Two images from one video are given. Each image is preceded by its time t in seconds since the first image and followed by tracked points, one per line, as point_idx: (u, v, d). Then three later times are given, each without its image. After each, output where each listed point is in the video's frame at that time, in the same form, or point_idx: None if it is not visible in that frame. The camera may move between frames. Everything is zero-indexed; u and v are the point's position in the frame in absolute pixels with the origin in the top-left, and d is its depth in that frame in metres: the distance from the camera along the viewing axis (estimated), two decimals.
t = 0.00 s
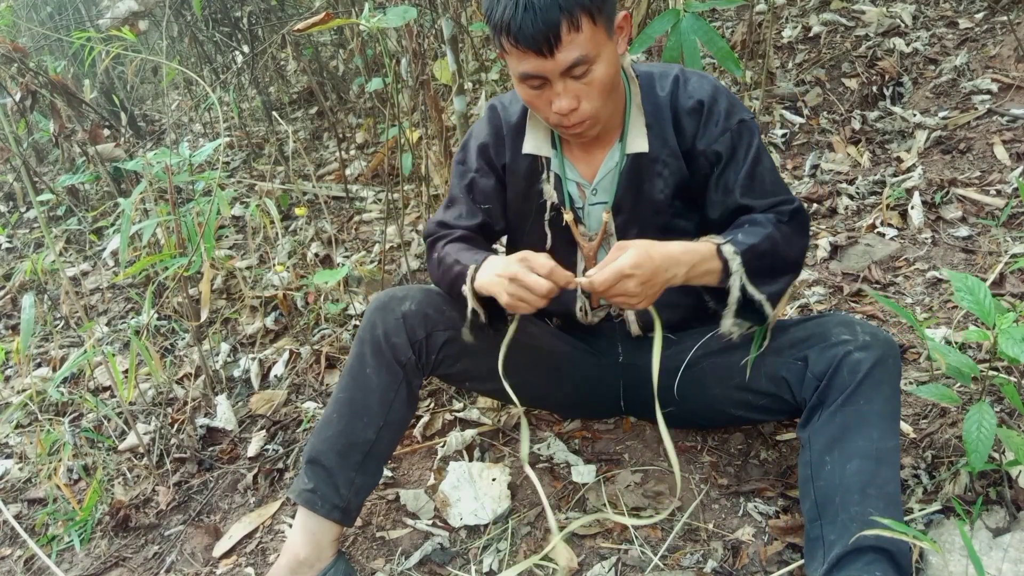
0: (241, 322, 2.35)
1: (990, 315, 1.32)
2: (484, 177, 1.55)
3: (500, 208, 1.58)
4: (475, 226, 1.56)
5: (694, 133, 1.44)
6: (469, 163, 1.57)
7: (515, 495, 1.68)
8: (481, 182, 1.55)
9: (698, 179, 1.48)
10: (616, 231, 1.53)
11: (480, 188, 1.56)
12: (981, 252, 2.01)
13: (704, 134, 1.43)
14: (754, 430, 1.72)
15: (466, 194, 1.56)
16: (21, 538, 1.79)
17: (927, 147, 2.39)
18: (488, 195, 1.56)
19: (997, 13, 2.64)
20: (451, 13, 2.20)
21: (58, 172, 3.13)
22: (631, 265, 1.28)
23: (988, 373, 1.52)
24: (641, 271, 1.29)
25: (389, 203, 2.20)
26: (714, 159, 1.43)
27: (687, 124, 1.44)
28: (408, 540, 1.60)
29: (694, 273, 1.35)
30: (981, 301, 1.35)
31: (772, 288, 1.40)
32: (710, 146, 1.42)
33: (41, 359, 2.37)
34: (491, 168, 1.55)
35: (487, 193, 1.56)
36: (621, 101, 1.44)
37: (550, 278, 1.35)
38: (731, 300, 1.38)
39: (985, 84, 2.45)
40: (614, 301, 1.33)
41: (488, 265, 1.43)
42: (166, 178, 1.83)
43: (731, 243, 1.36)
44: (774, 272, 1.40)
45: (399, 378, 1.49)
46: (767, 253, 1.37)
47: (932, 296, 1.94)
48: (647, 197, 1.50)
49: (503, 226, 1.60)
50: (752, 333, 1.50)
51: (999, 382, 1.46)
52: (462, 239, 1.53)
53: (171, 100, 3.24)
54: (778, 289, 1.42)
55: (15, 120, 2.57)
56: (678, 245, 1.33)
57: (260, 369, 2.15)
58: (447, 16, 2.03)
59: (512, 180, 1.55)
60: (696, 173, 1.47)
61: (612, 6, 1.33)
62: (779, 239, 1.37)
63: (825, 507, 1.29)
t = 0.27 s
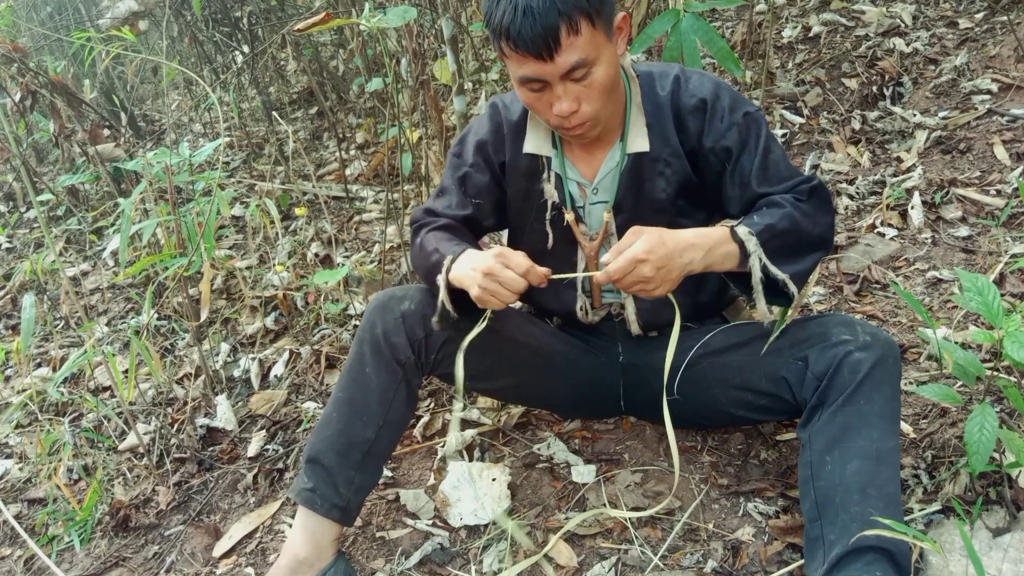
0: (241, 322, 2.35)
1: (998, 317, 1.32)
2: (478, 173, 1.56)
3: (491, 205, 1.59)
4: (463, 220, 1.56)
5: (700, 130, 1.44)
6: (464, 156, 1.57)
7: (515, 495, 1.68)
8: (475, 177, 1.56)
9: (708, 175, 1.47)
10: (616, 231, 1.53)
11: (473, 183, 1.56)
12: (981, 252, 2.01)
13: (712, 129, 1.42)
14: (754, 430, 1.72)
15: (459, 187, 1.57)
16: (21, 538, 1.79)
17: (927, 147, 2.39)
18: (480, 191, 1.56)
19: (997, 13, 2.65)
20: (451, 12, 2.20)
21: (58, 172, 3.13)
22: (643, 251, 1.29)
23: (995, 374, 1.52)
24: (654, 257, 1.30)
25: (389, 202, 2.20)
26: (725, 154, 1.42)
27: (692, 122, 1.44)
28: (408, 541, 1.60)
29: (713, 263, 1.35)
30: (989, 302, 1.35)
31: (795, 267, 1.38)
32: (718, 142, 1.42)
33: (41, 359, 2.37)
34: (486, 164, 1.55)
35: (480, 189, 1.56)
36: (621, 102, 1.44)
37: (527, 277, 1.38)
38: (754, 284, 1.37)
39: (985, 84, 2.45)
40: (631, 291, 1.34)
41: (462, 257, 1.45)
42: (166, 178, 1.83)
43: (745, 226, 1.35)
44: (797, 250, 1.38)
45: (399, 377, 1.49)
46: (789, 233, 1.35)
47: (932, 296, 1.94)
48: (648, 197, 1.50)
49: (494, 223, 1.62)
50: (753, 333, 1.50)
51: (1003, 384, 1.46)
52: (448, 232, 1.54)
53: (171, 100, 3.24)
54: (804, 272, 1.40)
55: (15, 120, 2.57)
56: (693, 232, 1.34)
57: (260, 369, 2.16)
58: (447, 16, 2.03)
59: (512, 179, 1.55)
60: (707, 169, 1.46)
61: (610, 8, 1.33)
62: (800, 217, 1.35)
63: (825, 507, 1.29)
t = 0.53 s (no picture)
0: (241, 322, 2.35)
1: (992, 315, 1.32)
2: (471, 171, 1.55)
3: (483, 203, 1.58)
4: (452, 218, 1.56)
5: (702, 133, 1.44)
6: (459, 155, 1.57)
7: (515, 495, 1.68)
8: (468, 176, 1.55)
9: (709, 177, 1.47)
10: (616, 231, 1.53)
11: (466, 182, 1.56)
12: (981, 252, 2.01)
13: (715, 132, 1.42)
14: (754, 430, 1.72)
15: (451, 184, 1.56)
16: (21, 538, 1.79)
17: (927, 147, 2.39)
18: (473, 189, 1.56)
19: (997, 13, 2.65)
20: (451, 13, 2.20)
21: (57, 172, 3.13)
22: (668, 265, 1.30)
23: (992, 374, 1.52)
24: (679, 271, 1.30)
25: (389, 202, 2.20)
26: (726, 157, 1.42)
27: (693, 125, 1.44)
28: (408, 541, 1.60)
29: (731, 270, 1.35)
30: (984, 301, 1.35)
31: (801, 272, 1.39)
32: (720, 145, 1.42)
33: (41, 358, 2.37)
34: (480, 164, 1.55)
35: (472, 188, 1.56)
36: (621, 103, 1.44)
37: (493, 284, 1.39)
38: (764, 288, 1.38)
39: (985, 84, 2.45)
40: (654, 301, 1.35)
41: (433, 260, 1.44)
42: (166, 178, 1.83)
43: (759, 231, 1.35)
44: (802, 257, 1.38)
45: (399, 377, 1.50)
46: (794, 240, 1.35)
47: (932, 296, 1.94)
48: (648, 198, 1.49)
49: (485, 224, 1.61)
50: (754, 332, 1.50)
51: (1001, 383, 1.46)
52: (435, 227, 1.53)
53: (171, 100, 3.24)
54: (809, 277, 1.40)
55: (15, 120, 2.57)
56: (715, 240, 1.33)
57: (260, 369, 2.15)
58: (447, 16, 2.03)
59: (511, 179, 1.55)
60: (708, 171, 1.46)
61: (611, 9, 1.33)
62: (805, 222, 1.35)
63: (825, 507, 1.29)
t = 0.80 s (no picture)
0: (241, 322, 2.35)
1: (995, 317, 1.32)
2: (460, 167, 1.55)
3: (464, 202, 1.59)
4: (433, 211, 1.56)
5: (706, 133, 1.44)
6: (450, 148, 1.57)
7: (515, 495, 1.68)
8: (456, 171, 1.56)
9: (714, 176, 1.47)
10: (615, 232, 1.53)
11: (453, 176, 1.56)
12: (981, 252, 2.01)
13: (719, 132, 1.42)
14: (754, 430, 1.72)
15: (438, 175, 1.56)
16: (21, 538, 1.79)
17: (927, 147, 2.39)
18: (458, 184, 1.56)
19: (997, 14, 2.65)
20: (451, 13, 2.20)
21: (57, 172, 3.14)
22: (752, 277, 1.29)
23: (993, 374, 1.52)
24: (762, 282, 1.29)
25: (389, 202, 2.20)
26: (733, 157, 1.42)
27: (695, 124, 1.44)
28: (408, 541, 1.60)
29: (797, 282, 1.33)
30: (986, 302, 1.35)
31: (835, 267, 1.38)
32: (725, 144, 1.42)
33: (41, 358, 2.37)
34: (471, 161, 1.56)
35: (459, 183, 1.56)
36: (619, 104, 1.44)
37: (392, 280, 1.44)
38: (832, 287, 1.36)
39: (985, 84, 2.45)
40: (742, 324, 1.33)
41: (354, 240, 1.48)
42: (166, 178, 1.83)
43: (805, 231, 1.32)
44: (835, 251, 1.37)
45: (399, 377, 1.50)
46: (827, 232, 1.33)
47: (932, 296, 1.94)
48: (647, 198, 1.49)
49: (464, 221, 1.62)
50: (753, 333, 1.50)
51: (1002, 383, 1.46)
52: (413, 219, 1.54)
53: (171, 100, 3.24)
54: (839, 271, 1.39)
55: (15, 120, 2.57)
56: (779, 250, 1.32)
57: (260, 369, 2.15)
58: (447, 16, 2.03)
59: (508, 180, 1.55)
60: (713, 170, 1.46)
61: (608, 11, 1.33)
62: (833, 213, 1.36)
63: (825, 507, 1.29)
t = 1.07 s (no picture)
0: (241, 322, 2.35)
1: (995, 317, 1.33)
2: (452, 163, 1.56)
3: (456, 199, 1.59)
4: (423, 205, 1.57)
5: (700, 135, 1.44)
6: (444, 143, 1.58)
7: (514, 495, 1.68)
8: (448, 167, 1.56)
9: (708, 178, 1.47)
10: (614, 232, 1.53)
11: (445, 172, 1.56)
12: (981, 252, 2.01)
13: (714, 134, 1.42)
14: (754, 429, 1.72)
15: (431, 171, 1.57)
16: (21, 538, 1.79)
17: (927, 147, 2.39)
18: (449, 181, 1.57)
19: (997, 14, 2.65)
20: (451, 12, 2.20)
21: (57, 172, 3.14)
22: (752, 298, 1.26)
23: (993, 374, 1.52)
24: (763, 304, 1.26)
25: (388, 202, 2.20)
26: (727, 159, 1.42)
27: (689, 126, 1.44)
28: (408, 541, 1.60)
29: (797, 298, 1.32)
30: (987, 303, 1.35)
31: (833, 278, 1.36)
32: (719, 146, 1.42)
33: (41, 359, 2.37)
34: (464, 159, 1.56)
35: (451, 180, 1.56)
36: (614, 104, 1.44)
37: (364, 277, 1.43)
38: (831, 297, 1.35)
39: (985, 84, 2.45)
40: (745, 346, 1.30)
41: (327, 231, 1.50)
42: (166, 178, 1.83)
43: (802, 245, 1.31)
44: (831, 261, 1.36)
45: (399, 377, 1.50)
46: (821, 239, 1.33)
47: (932, 296, 1.94)
48: (645, 199, 1.49)
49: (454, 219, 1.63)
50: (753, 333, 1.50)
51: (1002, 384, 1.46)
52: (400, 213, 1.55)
53: (171, 100, 3.24)
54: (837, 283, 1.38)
55: (15, 121, 2.57)
56: (778, 268, 1.30)
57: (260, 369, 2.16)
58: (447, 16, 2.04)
59: (504, 181, 1.55)
60: (708, 172, 1.46)
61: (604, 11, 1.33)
62: (827, 221, 1.35)
63: (825, 506, 1.29)
